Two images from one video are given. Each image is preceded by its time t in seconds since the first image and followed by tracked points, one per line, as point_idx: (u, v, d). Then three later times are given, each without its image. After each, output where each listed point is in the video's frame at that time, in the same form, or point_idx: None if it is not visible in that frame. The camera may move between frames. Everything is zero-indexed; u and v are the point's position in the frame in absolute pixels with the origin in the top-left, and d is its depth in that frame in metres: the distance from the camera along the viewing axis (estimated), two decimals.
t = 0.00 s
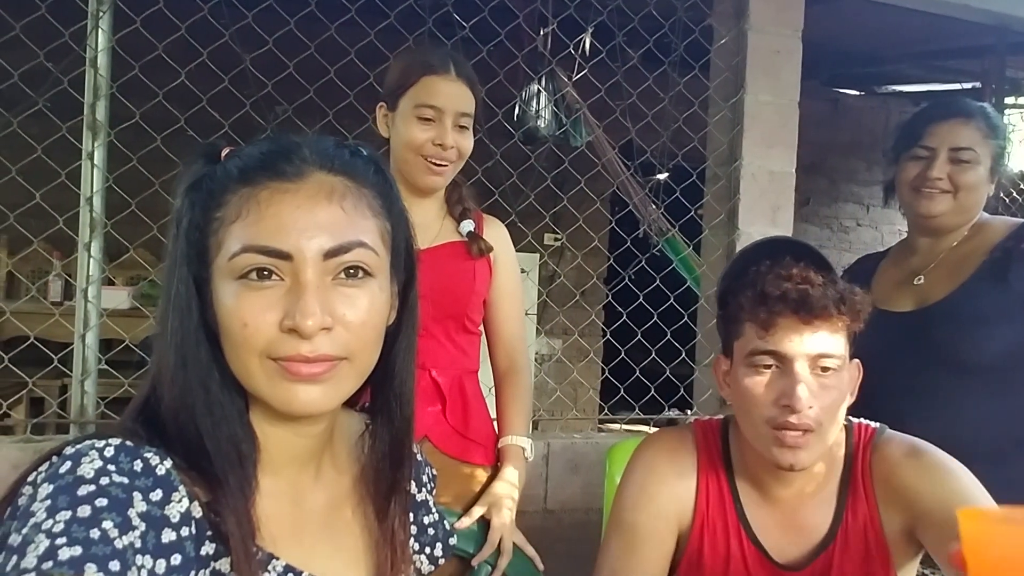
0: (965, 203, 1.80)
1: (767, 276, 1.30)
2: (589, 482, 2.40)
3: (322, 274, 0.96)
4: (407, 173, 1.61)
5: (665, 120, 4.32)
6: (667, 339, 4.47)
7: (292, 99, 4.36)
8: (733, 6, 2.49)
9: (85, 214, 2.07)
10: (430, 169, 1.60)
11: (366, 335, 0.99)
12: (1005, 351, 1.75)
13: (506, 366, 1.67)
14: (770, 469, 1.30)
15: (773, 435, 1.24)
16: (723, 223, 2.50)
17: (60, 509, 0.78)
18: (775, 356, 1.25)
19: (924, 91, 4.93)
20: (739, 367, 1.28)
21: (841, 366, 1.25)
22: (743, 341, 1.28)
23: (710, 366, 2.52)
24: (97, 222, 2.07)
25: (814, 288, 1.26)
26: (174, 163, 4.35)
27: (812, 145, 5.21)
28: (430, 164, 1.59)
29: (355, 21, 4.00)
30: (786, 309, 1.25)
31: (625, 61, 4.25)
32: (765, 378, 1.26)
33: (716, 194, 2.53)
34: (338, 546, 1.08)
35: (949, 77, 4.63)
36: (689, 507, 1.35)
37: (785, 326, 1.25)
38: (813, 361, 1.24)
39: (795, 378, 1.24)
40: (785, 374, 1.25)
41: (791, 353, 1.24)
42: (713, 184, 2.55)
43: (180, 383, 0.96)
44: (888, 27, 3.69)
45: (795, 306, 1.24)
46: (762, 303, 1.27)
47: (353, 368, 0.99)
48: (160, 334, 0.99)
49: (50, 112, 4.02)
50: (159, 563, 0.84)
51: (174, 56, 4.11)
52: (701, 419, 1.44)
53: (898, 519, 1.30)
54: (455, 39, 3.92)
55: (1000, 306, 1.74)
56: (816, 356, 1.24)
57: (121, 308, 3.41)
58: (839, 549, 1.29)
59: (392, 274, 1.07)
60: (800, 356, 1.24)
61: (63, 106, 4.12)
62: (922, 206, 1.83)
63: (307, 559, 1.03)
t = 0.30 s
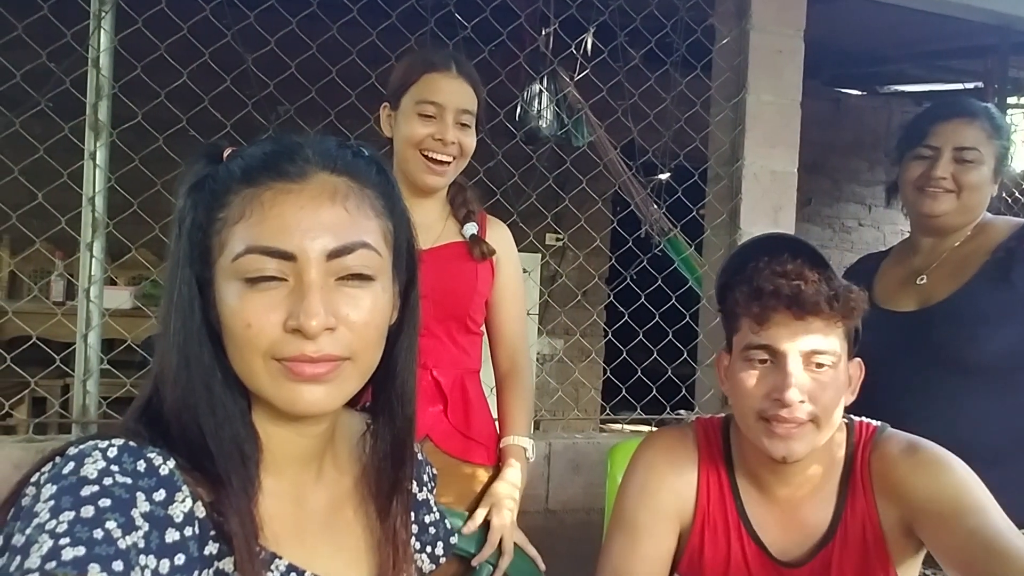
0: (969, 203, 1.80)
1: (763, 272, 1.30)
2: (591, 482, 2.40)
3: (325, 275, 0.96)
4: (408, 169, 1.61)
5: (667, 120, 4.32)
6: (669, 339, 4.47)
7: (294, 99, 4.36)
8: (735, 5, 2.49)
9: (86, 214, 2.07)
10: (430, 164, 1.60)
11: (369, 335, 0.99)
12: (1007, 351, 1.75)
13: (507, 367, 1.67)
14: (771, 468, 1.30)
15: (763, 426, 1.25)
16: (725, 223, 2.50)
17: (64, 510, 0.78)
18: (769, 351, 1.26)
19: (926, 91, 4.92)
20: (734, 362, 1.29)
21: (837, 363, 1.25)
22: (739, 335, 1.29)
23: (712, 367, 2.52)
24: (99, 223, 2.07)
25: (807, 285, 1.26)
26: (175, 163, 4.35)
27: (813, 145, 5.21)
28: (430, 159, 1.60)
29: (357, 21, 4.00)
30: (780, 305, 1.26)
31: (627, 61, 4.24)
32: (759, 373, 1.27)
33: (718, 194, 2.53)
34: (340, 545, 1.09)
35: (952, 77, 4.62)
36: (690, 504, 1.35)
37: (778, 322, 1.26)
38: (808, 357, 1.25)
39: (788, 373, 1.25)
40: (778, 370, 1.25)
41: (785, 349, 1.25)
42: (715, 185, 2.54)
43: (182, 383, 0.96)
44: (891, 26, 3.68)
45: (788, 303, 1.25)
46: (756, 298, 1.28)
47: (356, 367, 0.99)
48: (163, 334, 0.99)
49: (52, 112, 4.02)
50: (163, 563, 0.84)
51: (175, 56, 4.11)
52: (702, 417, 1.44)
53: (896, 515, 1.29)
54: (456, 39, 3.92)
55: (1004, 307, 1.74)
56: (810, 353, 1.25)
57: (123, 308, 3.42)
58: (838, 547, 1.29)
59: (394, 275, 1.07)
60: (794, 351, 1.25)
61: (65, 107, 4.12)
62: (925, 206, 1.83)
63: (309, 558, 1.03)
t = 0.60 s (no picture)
0: (971, 202, 1.80)
1: (744, 269, 1.32)
2: (592, 482, 2.40)
3: (351, 273, 0.97)
4: (403, 164, 1.62)
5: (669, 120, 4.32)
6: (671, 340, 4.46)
7: (296, 99, 4.36)
8: (737, 5, 2.49)
9: (88, 214, 2.07)
10: (423, 155, 1.61)
11: (388, 333, 1.00)
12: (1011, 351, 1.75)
13: (509, 370, 1.68)
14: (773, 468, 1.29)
15: (736, 417, 1.27)
16: (726, 223, 2.49)
17: (65, 510, 0.78)
18: (747, 344, 1.28)
19: (928, 90, 4.92)
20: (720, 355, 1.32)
21: (813, 356, 1.25)
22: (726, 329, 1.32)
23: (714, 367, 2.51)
24: (101, 223, 2.07)
25: (782, 281, 1.27)
26: (178, 164, 4.36)
27: (815, 145, 5.20)
28: (422, 150, 1.60)
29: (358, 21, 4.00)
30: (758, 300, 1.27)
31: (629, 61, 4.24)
32: (738, 365, 1.28)
33: (719, 194, 2.52)
34: (341, 544, 1.09)
35: (954, 76, 4.61)
36: (691, 503, 1.35)
37: (756, 316, 1.27)
38: (781, 350, 1.26)
39: (760, 364, 1.26)
40: (752, 362, 1.27)
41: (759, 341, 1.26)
42: (716, 184, 2.53)
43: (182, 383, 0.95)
44: (893, 25, 3.67)
45: (761, 298, 1.27)
46: (734, 294, 1.30)
47: (377, 364, 1.00)
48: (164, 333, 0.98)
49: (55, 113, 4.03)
50: (165, 562, 0.84)
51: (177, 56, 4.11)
52: (704, 417, 1.43)
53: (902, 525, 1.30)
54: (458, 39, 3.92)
55: (1008, 306, 1.73)
56: (782, 346, 1.25)
57: (125, 308, 3.42)
58: (844, 544, 1.28)
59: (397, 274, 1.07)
60: (768, 343, 1.26)
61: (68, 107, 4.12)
62: (928, 206, 1.83)
63: (310, 557, 1.03)
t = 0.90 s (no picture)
0: (974, 202, 1.81)
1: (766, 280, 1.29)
2: (594, 482, 2.40)
3: (401, 280, 0.98)
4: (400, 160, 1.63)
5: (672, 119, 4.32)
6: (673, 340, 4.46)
7: (298, 100, 4.37)
8: (739, 4, 2.48)
9: (91, 215, 2.07)
10: (417, 147, 1.61)
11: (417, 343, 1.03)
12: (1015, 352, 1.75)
13: (512, 364, 1.67)
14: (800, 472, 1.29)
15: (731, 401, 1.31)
16: (728, 223, 2.49)
17: (60, 510, 0.78)
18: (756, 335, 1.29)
19: (930, 90, 4.91)
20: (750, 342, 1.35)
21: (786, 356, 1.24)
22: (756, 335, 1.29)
23: (715, 366, 2.51)
24: (104, 222, 2.07)
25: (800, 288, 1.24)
26: (180, 164, 4.37)
27: (818, 145, 5.20)
28: (416, 142, 1.61)
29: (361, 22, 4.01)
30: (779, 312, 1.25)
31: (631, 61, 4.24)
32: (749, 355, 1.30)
33: (722, 193, 2.52)
34: (341, 550, 1.08)
35: (956, 76, 4.60)
36: (710, 490, 1.35)
37: (772, 324, 1.26)
38: (763, 348, 1.27)
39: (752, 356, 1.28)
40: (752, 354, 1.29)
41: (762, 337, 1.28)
42: (718, 184, 2.53)
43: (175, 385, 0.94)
44: (896, 25, 3.67)
45: (781, 309, 1.25)
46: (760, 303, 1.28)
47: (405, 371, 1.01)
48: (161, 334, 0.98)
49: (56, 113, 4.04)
50: (157, 565, 0.85)
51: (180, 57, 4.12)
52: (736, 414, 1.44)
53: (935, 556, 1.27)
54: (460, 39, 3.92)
55: (1013, 305, 1.71)
56: (763, 343, 1.27)
57: (127, 308, 3.42)
58: (867, 563, 1.26)
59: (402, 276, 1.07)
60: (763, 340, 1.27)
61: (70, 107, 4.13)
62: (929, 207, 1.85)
63: (309, 563, 1.02)
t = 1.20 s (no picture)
0: (971, 199, 1.81)
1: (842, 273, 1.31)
2: (595, 483, 2.40)
3: (417, 285, 0.98)
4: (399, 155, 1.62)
5: (673, 119, 4.32)
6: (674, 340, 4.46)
7: (298, 100, 4.37)
8: (739, 4, 2.48)
9: (91, 215, 2.07)
10: (415, 138, 1.60)
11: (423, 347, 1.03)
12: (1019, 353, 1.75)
13: (522, 352, 1.66)
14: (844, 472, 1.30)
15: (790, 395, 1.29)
16: (729, 222, 2.48)
17: (59, 512, 0.78)
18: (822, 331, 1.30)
19: (932, 89, 4.91)
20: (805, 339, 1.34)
21: (861, 356, 1.25)
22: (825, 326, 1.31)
23: (716, 366, 2.51)
24: (104, 223, 2.07)
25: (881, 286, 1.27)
26: (181, 165, 4.37)
27: (819, 144, 5.19)
28: (415, 134, 1.61)
29: (361, 22, 4.01)
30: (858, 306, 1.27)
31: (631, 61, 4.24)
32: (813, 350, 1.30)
33: (723, 193, 2.51)
34: (343, 546, 1.06)
35: (958, 75, 4.60)
36: (747, 477, 1.34)
37: (843, 319, 1.28)
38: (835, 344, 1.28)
39: (820, 352, 1.28)
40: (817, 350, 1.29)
41: (833, 334, 1.29)
42: (720, 184, 2.52)
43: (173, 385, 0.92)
44: (898, 24, 3.67)
45: (857, 304, 1.27)
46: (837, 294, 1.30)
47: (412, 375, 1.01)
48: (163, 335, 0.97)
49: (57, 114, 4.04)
50: (156, 566, 0.83)
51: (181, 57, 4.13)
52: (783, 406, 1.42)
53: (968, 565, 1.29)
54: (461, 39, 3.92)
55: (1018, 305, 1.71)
56: (838, 340, 1.28)
57: (128, 308, 3.42)
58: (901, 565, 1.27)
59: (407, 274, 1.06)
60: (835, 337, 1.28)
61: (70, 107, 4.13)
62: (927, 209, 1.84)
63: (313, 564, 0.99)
